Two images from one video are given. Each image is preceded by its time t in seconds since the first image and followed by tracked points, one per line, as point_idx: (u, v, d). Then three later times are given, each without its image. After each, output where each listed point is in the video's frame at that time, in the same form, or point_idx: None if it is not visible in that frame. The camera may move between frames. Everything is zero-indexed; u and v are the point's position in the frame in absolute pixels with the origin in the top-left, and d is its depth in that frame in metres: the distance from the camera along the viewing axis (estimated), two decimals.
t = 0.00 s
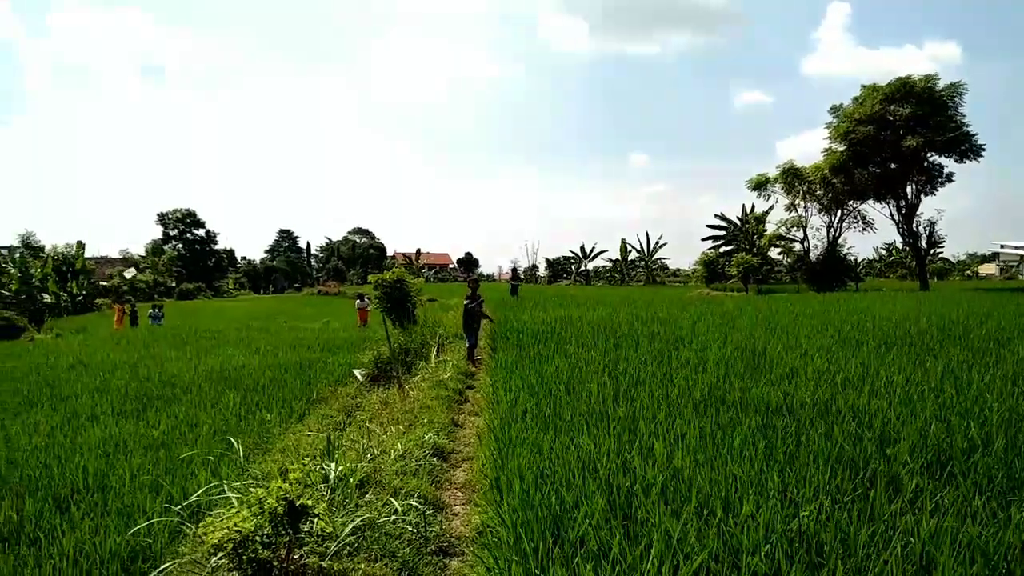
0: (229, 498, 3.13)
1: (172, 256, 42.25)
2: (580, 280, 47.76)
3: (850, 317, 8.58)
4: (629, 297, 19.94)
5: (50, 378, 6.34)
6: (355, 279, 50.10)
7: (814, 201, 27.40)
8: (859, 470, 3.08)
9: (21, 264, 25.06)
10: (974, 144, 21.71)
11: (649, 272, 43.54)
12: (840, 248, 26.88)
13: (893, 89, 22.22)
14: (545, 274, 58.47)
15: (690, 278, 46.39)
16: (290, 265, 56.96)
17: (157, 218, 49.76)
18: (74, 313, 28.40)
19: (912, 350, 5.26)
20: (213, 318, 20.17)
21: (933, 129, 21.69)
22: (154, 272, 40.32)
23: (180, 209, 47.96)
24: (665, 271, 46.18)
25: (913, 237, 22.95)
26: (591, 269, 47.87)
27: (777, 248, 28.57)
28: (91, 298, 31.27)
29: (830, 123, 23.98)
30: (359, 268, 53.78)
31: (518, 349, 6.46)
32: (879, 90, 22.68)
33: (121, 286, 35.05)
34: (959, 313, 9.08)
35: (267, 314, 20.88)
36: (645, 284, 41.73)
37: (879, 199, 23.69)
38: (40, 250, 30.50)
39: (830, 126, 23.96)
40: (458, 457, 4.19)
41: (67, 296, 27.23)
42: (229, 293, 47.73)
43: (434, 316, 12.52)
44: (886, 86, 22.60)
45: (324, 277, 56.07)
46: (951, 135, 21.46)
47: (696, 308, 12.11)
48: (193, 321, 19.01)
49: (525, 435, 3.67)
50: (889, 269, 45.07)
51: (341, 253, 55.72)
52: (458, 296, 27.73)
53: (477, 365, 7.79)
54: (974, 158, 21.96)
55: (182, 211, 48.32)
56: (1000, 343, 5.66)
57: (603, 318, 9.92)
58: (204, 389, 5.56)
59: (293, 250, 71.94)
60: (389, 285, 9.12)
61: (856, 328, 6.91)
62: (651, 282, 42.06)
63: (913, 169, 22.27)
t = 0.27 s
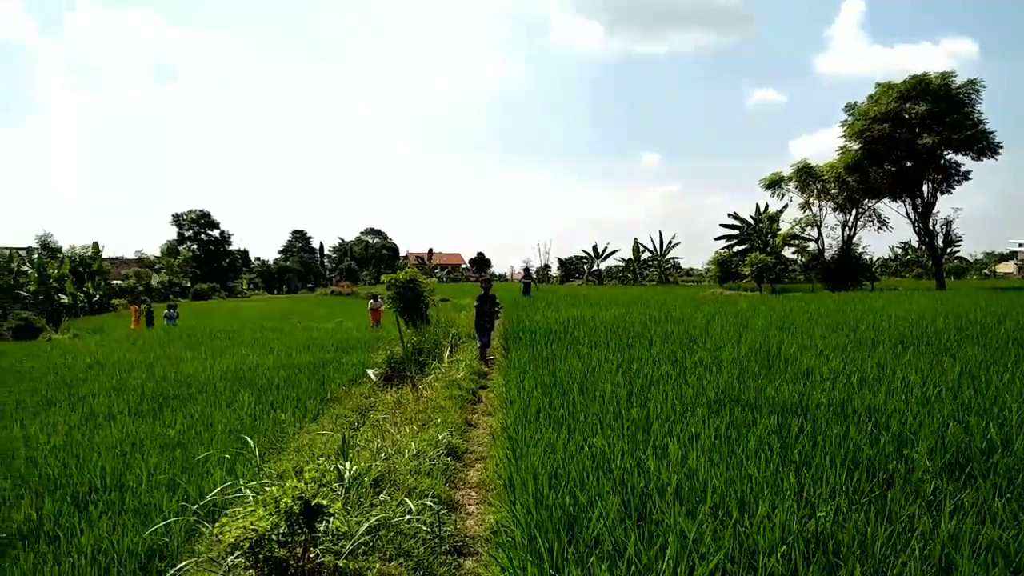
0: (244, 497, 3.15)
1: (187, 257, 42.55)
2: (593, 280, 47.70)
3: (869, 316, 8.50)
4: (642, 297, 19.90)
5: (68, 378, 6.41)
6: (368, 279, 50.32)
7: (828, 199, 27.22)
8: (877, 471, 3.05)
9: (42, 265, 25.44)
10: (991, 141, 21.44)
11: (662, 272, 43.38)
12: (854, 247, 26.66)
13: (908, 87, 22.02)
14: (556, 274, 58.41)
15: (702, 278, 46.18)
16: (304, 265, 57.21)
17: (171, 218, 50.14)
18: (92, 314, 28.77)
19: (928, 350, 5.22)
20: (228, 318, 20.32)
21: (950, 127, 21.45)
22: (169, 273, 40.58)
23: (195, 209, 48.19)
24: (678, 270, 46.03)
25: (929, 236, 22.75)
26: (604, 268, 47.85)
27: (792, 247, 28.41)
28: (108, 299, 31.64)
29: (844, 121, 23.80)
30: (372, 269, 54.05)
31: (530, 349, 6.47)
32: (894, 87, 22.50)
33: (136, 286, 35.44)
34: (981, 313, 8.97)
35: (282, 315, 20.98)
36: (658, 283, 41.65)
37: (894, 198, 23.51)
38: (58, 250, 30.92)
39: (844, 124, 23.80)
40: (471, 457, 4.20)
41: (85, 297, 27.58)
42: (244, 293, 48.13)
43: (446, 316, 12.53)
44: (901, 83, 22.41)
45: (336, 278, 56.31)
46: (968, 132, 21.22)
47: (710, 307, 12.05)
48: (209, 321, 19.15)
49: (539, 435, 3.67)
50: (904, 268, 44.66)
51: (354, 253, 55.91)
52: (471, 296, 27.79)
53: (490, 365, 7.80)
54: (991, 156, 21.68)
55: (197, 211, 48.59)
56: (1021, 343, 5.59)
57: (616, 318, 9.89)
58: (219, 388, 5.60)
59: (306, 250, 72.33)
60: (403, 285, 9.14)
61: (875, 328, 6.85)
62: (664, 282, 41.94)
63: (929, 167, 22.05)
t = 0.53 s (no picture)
0: (258, 494, 3.16)
1: (201, 256, 42.83)
2: (605, 278, 47.61)
3: (889, 314, 8.42)
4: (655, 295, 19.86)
5: (84, 375, 6.48)
6: (381, 278, 50.56)
7: (842, 197, 27.02)
8: (893, 470, 3.02)
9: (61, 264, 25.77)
10: (1009, 137, 21.16)
11: (674, 270, 43.22)
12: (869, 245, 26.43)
13: (925, 83, 21.79)
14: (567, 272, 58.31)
15: (715, 276, 45.98)
16: (316, 264, 57.45)
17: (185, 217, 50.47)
18: (108, 312, 29.11)
19: (945, 349, 5.16)
20: (242, 316, 20.47)
21: (967, 123, 21.20)
22: (183, 271, 40.84)
23: (208, 209, 48.41)
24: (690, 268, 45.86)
25: (945, 234, 22.53)
26: (616, 266, 47.79)
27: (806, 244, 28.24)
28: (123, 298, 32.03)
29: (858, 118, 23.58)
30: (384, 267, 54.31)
31: (543, 347, 6.47)
32: (910, 83, 22.27)
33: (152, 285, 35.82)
34: (1003, 311, 8.84)
35: (297, 313, 21.09)
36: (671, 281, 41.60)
37: (910, 195, 23.33)
38: (74, 249, 31.29)
39: (859, 121, 23.58)
40: (483, 455, 4.20)
41: (102, 295, 27.89)
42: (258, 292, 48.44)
43: (458, 314, 12.55)
44: (917, 79, 22.17)
45: (347, 276, 56.57)
46: (985, 129, 20.96)
47: (725, 305, 11.99)
48: (223, 319, 19.30)
49: (551, 433, 3.67)
50: (920, 266, 44.21)
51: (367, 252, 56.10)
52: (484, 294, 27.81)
53: (502, 363, 7.80)
54: (1009, 152, 21.41)
55: (211, 211, 48.81)
56: None
57: (628, 316, 9.86)
58: (233, 386, 5.64)
59: (319, 248, 72.66)
60: (415, 283, 9.15)
61: (893, 326, 6.78)
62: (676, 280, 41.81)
63: (945, 164, 21.83)
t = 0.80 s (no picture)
0: (269, 492, 3.16)
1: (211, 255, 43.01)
2: (614, 277, 47.56)
3: (903, 312, 8.36)
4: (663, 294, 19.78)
5: (95, 374, 6.53)
6: (390, 277, 50.69)
7: (853, 194, 26.88)
8: (906, 470, 3.00)
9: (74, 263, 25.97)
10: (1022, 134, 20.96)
11: (683, 268, 43.11)
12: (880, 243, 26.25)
13: (937, 79, 21.61)
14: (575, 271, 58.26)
15: (724, 274, 45.84)
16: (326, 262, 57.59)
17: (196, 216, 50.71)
18: (120, 311, 29.36)
19: (957, 348, 5.12)
20: (252, 315, 20.58)
21: (979, 120, 21.01)
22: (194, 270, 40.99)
23: (219, 208, 48.57)
24: (700, 267, 45.75)
25: (957, 232, 22.36)
26: (625, 265, 47.74)
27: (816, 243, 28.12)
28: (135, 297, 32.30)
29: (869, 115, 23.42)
30: (394, 266, 54.51)
31: (551, 346, 6.47)
32: (921, 79, 22.05)
33: (162, 283, 36.13)
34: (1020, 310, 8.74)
35: (307, 311, 21.20)
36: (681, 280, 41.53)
37: (922, 193, 23.19)
38: (85, 248, 31.54)
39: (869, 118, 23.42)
40: (493, 453, 4.20)
41: (114, 294, 28.12)
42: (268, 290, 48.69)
43: (467, 313, 12.56)
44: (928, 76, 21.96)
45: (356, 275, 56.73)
46: (998, 126, 20.78)
47: (735, 304, 11.93)
48: (234, 317, 19.40)
49: (560, 432, 3.67)
50: (931, 264, 43.90)
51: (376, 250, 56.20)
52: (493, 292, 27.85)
53: (511, 362, 7.80)
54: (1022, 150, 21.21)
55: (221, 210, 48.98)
56: None
57: (638, 314, 9.83)
58: (243, 385, 5.66)
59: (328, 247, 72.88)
60: (423, 282, 9.16)
61: (907, 325, 6.72)
62: (685, 279, 41.72)
63: (957, 162, 21.66)
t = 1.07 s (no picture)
0: (281, 490, 3.18)
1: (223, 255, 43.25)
2: (625, 277, 47.46)
3: (920, 312, 8.28)
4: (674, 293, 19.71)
5: (109, 373, 6.59)
6: (401, 277, 50.83)
7: (866, 193, 26.68)
8: (920, 470, 2.97)
9: (89, 263, 26.24)
10: None
11: (695, 268, 42.94)
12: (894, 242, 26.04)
13: (951, 77, 21.40)
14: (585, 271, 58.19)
15: (735, 274, 45.63)
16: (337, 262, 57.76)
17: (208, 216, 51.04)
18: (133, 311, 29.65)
19: (972, 348, 5.06)
20: (265, 315, 20.70)
21: (994, 118, 20.80)
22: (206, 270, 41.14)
23: (230, 208, 48.85)
24: (711, 266, 45.59)
25: (972, 230, 22.16)
26: (636, 265, 47.64)
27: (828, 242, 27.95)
28: (148, 297, 32.61)
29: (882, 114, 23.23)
30: (405, 266, 54.71)
31: (562, 345, 6.45)
32: (935, 78, 21.83)
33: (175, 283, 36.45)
34: None
35: (318, 311, 21.33)
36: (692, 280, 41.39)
37: (936, 191, 23.02)
38: (100, 249, 31.84)
39: (882, 117, 23.24)
40: (504, 453, 4.20)
41: (128, 294, 28.39)
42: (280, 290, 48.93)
43: (478, 313, 12.56)
44: (943, 74, 21.73)
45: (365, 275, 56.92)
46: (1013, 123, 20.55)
47: (747, 303, 11.86)
48: (246, 317, 19.52)
49: (571, 432, 3.66)
50: (945, 263, 43.51)
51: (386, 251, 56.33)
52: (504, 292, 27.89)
53: (521, 362, 7.80)
54: None
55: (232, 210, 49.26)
56: None
57: (648, 314, 9.81)
58: (255, 384, 5.69)
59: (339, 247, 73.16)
60: (434, 281, 9.17)
61: (923, 325, 6.65)
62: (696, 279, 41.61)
63: (971, 160, 21.46)
